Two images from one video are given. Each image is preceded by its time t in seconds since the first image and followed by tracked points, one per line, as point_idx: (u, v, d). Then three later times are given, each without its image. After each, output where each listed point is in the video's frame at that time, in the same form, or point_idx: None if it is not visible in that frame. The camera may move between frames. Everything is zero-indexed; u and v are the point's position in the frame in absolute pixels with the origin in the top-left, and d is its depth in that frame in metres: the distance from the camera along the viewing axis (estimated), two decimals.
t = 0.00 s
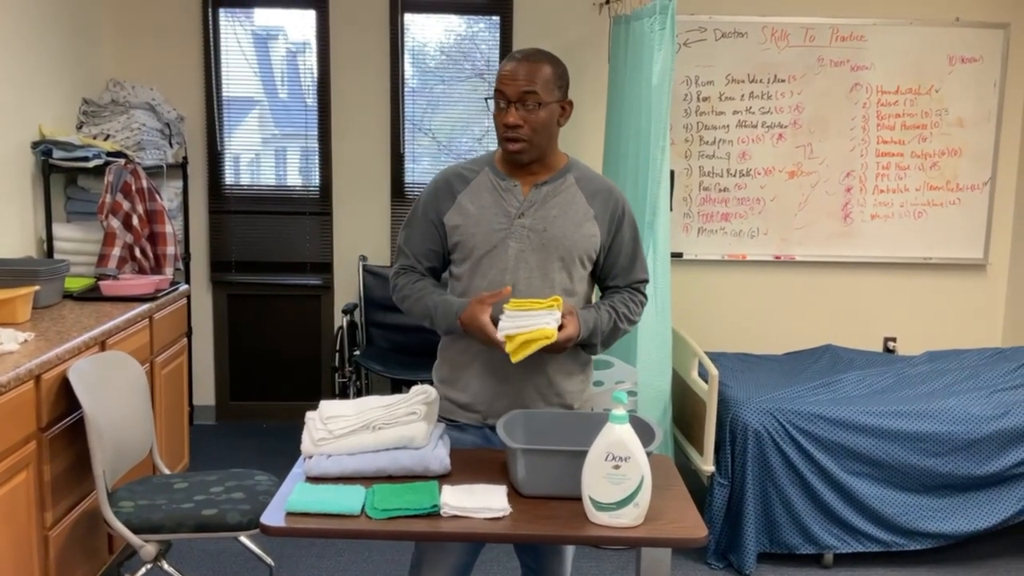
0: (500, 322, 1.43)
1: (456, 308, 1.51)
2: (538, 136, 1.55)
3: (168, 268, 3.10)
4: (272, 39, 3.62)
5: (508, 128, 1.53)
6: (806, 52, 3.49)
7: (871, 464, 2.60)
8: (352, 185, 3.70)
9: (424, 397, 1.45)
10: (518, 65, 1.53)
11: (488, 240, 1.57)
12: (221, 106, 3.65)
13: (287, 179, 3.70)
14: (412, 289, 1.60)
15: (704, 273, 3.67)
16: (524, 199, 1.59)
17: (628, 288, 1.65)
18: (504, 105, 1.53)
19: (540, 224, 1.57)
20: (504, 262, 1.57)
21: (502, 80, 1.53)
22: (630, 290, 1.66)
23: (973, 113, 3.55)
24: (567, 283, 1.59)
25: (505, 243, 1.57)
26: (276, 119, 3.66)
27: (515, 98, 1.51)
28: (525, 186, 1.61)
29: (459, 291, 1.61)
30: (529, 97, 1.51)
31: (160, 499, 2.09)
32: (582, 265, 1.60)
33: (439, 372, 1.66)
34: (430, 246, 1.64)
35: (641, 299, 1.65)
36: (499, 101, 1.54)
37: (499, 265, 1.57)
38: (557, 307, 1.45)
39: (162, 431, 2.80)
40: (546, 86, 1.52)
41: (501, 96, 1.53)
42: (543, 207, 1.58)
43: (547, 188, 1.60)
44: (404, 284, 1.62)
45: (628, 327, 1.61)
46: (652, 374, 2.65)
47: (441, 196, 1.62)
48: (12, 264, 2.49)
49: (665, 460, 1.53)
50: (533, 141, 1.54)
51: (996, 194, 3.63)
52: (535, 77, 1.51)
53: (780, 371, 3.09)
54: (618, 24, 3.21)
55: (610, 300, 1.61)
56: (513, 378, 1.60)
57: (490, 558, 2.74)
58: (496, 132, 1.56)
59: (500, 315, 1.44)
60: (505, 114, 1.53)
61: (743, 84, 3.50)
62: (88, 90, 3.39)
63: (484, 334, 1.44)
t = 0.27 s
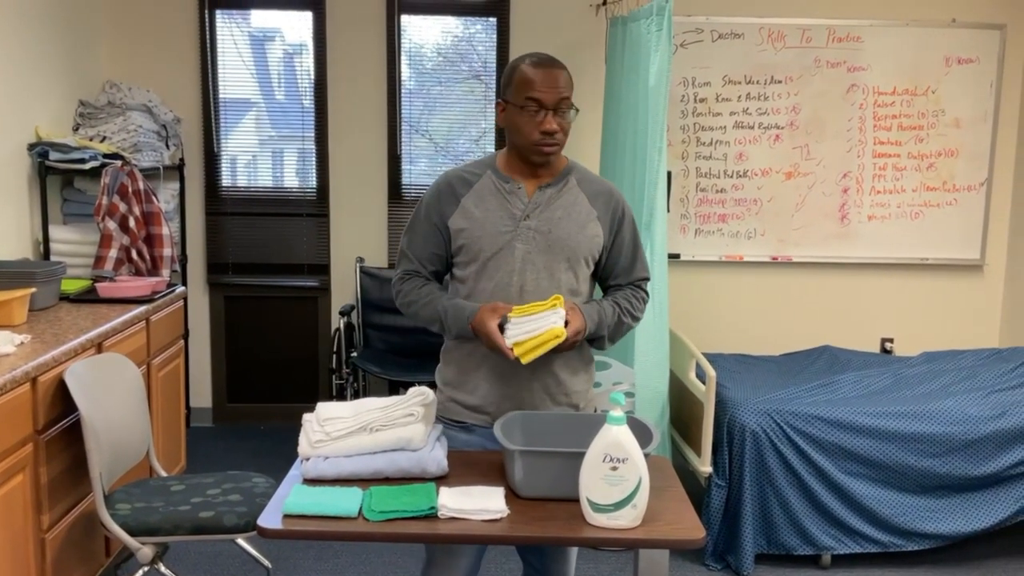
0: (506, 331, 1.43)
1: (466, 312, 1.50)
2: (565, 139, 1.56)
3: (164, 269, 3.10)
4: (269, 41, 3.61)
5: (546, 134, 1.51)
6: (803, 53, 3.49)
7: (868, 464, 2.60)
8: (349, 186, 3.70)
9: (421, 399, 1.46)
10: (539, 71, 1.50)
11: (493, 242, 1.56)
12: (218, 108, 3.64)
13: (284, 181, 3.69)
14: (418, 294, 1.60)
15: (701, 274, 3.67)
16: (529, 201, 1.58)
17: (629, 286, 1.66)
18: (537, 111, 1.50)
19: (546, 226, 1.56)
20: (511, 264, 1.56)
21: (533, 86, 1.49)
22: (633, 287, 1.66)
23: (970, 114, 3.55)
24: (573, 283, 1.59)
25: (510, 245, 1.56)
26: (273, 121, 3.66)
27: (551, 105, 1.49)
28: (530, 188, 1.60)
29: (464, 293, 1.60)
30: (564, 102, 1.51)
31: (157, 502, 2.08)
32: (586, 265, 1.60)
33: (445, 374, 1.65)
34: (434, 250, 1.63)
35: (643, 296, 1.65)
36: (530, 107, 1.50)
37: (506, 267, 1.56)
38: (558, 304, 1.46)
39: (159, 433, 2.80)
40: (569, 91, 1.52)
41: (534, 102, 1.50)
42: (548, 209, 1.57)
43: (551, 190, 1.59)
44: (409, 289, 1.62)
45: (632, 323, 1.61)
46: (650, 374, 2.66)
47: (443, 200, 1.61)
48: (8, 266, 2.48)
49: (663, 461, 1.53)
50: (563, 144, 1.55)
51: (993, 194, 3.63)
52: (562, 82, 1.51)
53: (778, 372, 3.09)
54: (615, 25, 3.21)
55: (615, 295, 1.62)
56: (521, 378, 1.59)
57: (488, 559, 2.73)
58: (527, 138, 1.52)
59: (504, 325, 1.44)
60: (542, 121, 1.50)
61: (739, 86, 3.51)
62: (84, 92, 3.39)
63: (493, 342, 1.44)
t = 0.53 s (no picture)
0: (510, 327, 1.42)
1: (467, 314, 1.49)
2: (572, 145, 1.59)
3: (162, 271, 3.09)
4: (267, 42, 3.61)
5: (568, 140, 1.53)
6: (801, 53, 3.49)
7: (868, 465, 2.60)
8: (347, 187, 3.70)
9: (420, 400, 1.45)
10: (560, 77, 1.52)
11: (493, 243, 1.56)
12: (216, 108, 3.64)
13: (282, 181, 3.69)
14: (415, 297, 1.57)
15: (699, 275, 3.67)
16: (527, 201, 1.58)
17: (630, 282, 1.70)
18: (561, 118, 1.52)
19: (544, 226, 1.57)
20: (511, 265, 1.56)
21: (560, 93, 1.50)
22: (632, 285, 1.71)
23: (968, 114, 3.56)
24: (571, 283, 1.60)
25: (510, 246, 1.56)
26: (271, 122, 3.65)
27: (573, 111, 1.52)
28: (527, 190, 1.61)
29: (461, 295, 1.59)
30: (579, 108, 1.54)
31: (155, 503, 2.08)
32: (583, 264, 1.62)
33: (443, 378, 1.63)
34: (429, 251, 1.61)
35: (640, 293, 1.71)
36: (554, 114, 1.51)
37: (507, 268, 1.56)
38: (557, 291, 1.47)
39: (157, 434, 2.79)
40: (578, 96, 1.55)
41: (559, 109, 1.51)
42: (545, 209, 1.58)
43: (548, 190, 1.60)
44: (404, 292, 1.58)
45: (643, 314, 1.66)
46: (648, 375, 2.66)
47: (439, 201, 1.59)
48: (5, 267, 2.47)
49: (661, 462, 1.53)
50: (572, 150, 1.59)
51: (991, 194, 3.63)
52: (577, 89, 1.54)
53: (777, 373, 3.09)
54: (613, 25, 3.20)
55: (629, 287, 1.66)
56: (525, 379, 1.60)
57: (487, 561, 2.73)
58: (550, 145, 1.53)
59: (506, 322, 1.43)
60: (565, 127, 1.52)
61: (738, 86, 3.50)
62: (81, 93, 3.38)
63: (496, 340, 1.43)
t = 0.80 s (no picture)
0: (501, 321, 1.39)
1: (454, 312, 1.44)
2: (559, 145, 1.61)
3: (160, 272, 3.08)
4: (265, 43, 3.61)
5: (558, 140, 1.54)
6: (799, 54, 3.49)
7: (866, 466, 2.60)
8: (346, 188, 3.69)
9: (419, 401, 1.45)
10: (549, 77, 1.52)
11: (483, 242, 1.57)
12: (214, 110, 3.64)
13: (280, 183, 3.69)
14: (401, 295, 1.54)
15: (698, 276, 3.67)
16: (515, 201, 1.60)
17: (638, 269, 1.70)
18: (550, 119, 1.53)
19: (533, 225, 1.59)
20: (502, 264, 1.57)
21: (550, 94, 1.51)
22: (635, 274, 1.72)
23: (966, 114, 3.56)
24: (563, 282, 1.60)
25: (501, 245, 1.57)
26: (269, 123, 3.65)
27: (562, 112, 1.53)
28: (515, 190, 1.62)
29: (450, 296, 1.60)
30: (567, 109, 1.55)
31: (153, 505, 2.07)
32: (574, 264, 1.62)
33: (432, 379, 1.63)
34: (417, 251, 1.60)
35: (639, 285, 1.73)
36: (544, 114, 1.52)
37: (497, 267, 1.57)
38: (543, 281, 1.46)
39: (155, 436, 2.79)
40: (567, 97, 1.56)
41: (549, 109, 1.52)
42: (534, 209, 1.60)
43: (535, 190, 1.62)
44: (390, 290, 1.55)
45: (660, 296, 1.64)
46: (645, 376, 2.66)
47: (428, 200, 1.60)
48: (3, 269, 2.47)
49: (660, 463, 1.53)
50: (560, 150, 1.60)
51: (989, 195, 3.64)
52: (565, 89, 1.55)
53: (775, 374, 3.09)
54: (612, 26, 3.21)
55: (643, 270, 1.66)
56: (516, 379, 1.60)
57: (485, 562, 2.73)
58: (540, 145, 1.54)
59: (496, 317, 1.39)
60: (555, 128, 1.53)
61: (736, 87, 3.51)
62: (79, 94, 3.38)
63: (487, 335, 1.39)
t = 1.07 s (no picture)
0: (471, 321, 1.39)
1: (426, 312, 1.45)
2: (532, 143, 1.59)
3: (159, 274, 3.08)
4: (264, 44, 3.61)
5: (523, 138, 1.53)
6: (797, 55, 3.49)
7: (866, 466, 2.60)
8: (344, 189, 3.69)
9: (418, 402, 1.45)
10: (514, 74, 1.51)
11: (456, 242, 1.56)
12: (213, 111, 3.64)
13: (280, 184, 3.69)
14: (374, 295, 1.54)
15: (697, 277, 3.67)
16: (489, 201, 1.60)
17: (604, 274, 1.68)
18: (515, 116, 1.51)
19: (507, 226, 1.59)
20: (475, 264, 1.57)
21: (512, 90, 1.50)
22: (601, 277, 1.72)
23: (965, 115, 3.56)
24: (535, 282, 1.61)
25: (474, 245, 1.57)
26: (268, 124, 3.66)
27: (527, 109, 1.52)
28: (490, 189, 1.62)
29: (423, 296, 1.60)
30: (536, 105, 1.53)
31: (153, 506, 2.07)
32: (547, 264, 1.63)
33: (406, 378, 1.63)
34: (390, 251, 1.60)
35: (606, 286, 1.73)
36: (507, 111, 1.51)
37: (470, 268, 1.57)
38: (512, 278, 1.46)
39: (154, 438, 2.78)
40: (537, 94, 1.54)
41: (511, 106, 1.51)
42: (509, 209, 1.60)
43: (510, 190, 1.61)
44: (364, 290, 1.56)
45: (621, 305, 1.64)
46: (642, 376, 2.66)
47: (402, 200, 1.59)
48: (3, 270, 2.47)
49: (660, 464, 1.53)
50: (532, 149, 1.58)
51: (988, 195, 3.64)
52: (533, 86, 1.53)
53: (774, 374, 3.09)
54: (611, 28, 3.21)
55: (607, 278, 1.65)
56: (489, 381, 1.59)
57: (485, 563, 2.72)
58: (504, 142, 1.52)
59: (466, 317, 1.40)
60: (520, 125, 1.52)
61: (734, 87, 3.51)
62: (78, 95, 3.38)
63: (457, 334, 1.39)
